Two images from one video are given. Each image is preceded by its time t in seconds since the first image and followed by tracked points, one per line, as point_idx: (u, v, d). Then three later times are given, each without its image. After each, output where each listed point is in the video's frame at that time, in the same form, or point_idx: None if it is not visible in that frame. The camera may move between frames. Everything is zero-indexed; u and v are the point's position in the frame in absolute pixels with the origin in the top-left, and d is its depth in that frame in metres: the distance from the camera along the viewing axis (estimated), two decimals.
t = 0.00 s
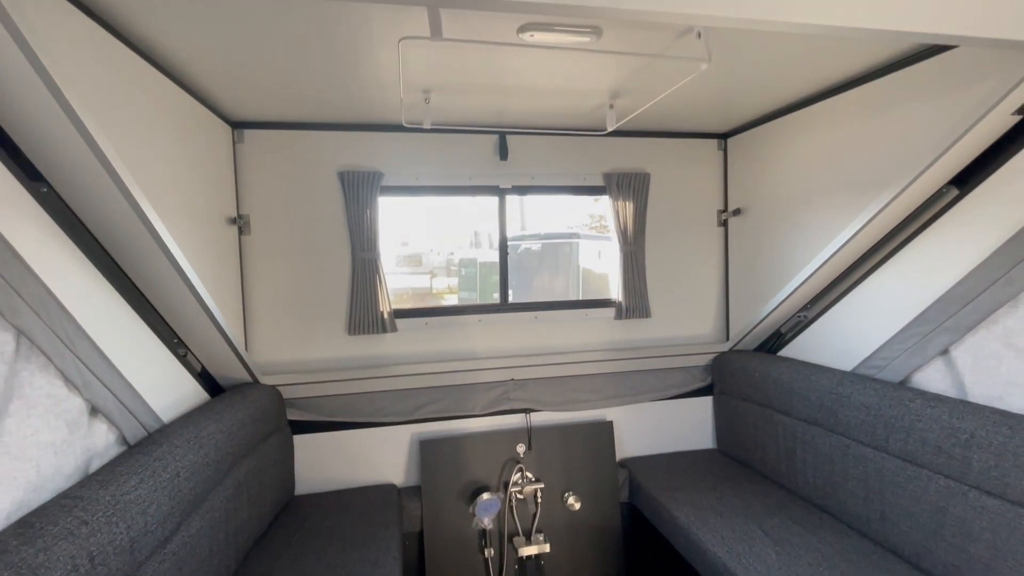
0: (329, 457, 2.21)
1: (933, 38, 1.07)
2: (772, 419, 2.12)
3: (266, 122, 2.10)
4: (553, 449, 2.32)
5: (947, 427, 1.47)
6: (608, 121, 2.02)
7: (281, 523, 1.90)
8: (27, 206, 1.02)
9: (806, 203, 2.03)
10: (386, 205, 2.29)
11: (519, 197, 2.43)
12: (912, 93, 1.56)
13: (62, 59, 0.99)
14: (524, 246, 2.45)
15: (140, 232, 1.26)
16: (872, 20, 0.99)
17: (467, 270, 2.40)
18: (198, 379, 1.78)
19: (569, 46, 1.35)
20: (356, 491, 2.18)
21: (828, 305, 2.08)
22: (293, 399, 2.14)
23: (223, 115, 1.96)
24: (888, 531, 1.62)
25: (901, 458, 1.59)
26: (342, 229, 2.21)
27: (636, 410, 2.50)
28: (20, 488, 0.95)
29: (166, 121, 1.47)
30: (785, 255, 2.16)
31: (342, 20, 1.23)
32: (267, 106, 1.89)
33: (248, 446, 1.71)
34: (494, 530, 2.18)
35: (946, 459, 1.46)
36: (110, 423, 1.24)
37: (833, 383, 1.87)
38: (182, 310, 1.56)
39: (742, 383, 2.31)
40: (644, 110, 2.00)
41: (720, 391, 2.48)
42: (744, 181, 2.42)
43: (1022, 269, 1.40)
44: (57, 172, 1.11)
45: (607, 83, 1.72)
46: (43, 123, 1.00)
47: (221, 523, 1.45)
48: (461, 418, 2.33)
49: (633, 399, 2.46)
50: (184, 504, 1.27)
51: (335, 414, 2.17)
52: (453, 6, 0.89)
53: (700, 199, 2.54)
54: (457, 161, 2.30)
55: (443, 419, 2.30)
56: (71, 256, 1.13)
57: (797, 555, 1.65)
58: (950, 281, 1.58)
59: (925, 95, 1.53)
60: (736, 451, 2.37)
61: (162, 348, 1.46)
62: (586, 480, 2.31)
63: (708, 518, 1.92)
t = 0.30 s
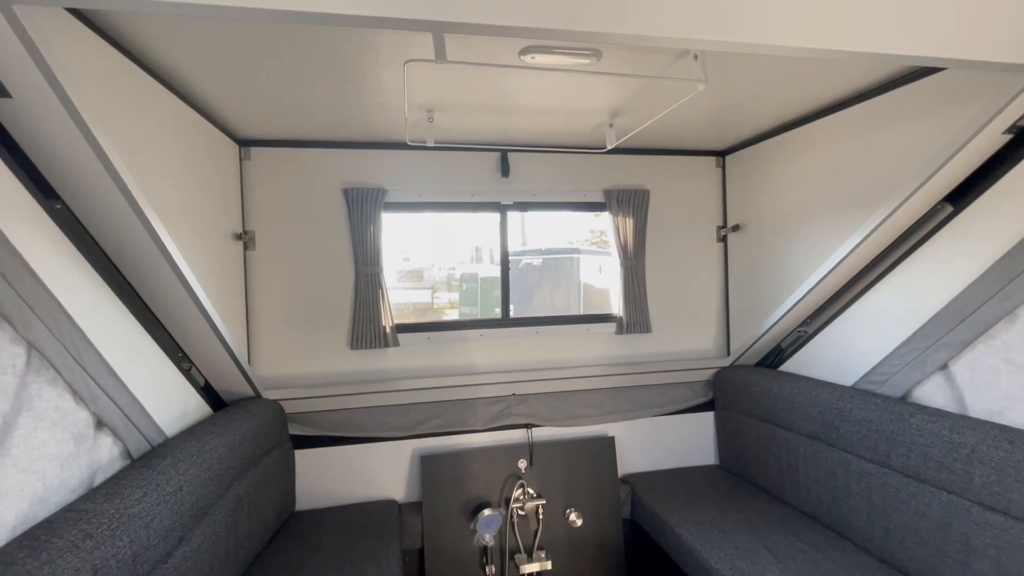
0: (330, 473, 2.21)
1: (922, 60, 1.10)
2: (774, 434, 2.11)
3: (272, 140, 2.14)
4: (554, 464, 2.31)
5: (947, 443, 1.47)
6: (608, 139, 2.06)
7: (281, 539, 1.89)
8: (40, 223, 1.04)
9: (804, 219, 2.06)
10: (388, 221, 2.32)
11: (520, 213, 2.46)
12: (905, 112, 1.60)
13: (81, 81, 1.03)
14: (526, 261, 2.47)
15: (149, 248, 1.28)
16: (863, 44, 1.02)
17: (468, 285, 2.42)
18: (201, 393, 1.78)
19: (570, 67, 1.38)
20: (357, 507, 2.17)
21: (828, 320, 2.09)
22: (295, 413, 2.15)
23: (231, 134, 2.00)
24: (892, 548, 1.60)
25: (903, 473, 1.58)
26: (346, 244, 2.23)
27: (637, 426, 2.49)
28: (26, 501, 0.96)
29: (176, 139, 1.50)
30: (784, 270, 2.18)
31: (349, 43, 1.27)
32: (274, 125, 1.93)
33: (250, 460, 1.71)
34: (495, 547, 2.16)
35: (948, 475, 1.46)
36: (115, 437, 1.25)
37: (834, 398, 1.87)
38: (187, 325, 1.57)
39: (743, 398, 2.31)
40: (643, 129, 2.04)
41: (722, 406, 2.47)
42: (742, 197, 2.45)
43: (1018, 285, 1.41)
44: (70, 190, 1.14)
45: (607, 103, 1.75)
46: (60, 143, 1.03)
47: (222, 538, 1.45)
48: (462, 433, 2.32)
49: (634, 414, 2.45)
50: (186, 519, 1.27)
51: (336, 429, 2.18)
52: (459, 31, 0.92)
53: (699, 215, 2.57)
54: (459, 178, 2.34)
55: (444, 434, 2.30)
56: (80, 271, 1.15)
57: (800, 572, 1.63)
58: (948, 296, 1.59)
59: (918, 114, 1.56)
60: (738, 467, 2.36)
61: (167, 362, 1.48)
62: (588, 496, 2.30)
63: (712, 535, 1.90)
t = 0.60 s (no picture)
0: (330, 482, 2.20)
1: (917, 71, 1.11)
2: (775, 443, 2.11)
3: (275, 150, 2.16)
4: (555, 474, 2.30)
5: (949, 451, 1.47)
6: (608, 150, 2.09)
7: (282, 547, 1.88)
8: (48, 231, 1.06)
9: (803, 228, 2.07)
10: (389, 231, 2.34)
11: (521, 222, 2.47)
12: (902, 122, 1.61)
13: (91, 92, 1.04)
14: (527, 271, 2.48)
15: (155, 257, 1.29)
16: (860, 55, 1.04)
17: (468, 294, 2.43)
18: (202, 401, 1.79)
19: (571, 79, 1.40)
20: (357, 516, 2.16)
21: (828, 329, 2.09)
22: (296, 421, 2.15)
23: (236, 143, 2.02)
24: (895, 558, 1.59)
25: (905, 482, 1.58)
26: (348, 253, 2.25)
27: (639, 435, 2.49)
28: (29, 506, 0.96)
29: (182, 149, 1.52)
30: (784, 279, 2.19)
31: (354, 55, 1.29)
32: (278, 135, 1.95)
33: (251, 468, 1.71)
34: (495, 556, 2.15)
35: (949, 483, 1.46)
36: (117, 444, 1.26)
37: (835, 406, 1.87)
38: (190, 332, 1.58)
39: (744, 407, 2.31)
40: (642, 139, 2.06)
41: (723, 415, 2.47)
42: (741, 207, 2.47)
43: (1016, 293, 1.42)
44: (78, 199, 1.15)
45: (608, 114, 1.77)
46: (72, 153, 1.05)
47: (223, 546, 1.45)
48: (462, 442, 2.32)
49: (635, 424, 2.45)
50: (186, 527, 1.26)
51: (337, 437, 2.17)
52: (463, 43, 0.94)
53: (699, 225, 2.58)
54: (461, 187, 2.35)
55: (445, 442, 2.30)
56: (87, 278, 1.16)
57: None
58: (947, 305, 1.60)
59: (914, 124, 1.57)
60: (740, 476, 2.35)
61: (169, 369, 1.48)
62: (589, 506, 2.29)
63: (714, 544, 1.89)
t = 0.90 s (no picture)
0: (330, 485, 2.20)
1: (916, 75, 1.12)
2: (776, 447, 2.11)
3: (277, 154, 2.17)
4: (556, 478, 2.30)
5: (951, 456, 1.47)
6: (608, 154, 2.09)
7: (281, 552, 1.87)
8: (50, 233, 1.06)
9: (803, 232, 2.07)
10: (390, 234, 2.34)
11: (521, 226, 2.48)
12: (902, 127, 1.62)
13: (95, 96, 1.05)
14: (527, 275, 2.49)
15: (157, 260, 1.30)
16: (859, 59, 1.04)
17: (469, 298, 2.43)
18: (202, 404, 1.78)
19: (571, 83, 1.41)
20: (357, 520, 2.16)
21: (829, 333, 2.09)
22: (296, 425, 2.15)
23: (238, 147, 2.03)
24: (898, 564, 1.58)
25: (907, 487, 1.57)
26: (349, 256, 2.25)
27: (638, 439, 2.49)
28: (29, 509, 0.96)
29: (185, 152, 1.53)
30: (784, 283, 2.19)
31: (356, 59, 1.30)
32: (279, 139, 1.96)
33: (252, 471, 1.71)
34: (495, 561, 2.14)
35: (951, 488, 1.45)
36: (118, 447, 1.25)
37: (837, 411, 1.87)
38: (192, 336, 1.58)
39: (745, 411, 2.31)
40: (642, 144, 2.07)
41: (723, 420, 2.47)
42: (741, 211, 2.47)
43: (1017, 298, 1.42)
44: (81, 202, 1.16)
45: (608, 118, 1.78)
46: (75, 156, 1.06)
47: (222, 550, 1.44)
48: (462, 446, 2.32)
49: (635, 427, 2.45)
50: (186, 530, 1.26)
51: (336, 440, 2.17)
52: (464, 46, 0.94)
53: (699, 229, 2.59)
54: (461, 191, 2.36)
55: (445, 446, 2.30)
56: (89, 281, 1.17)
57: None
58: (948, 309, 1.60)
59: (914, 129, 1.58)
60: (741, 481, 2.35)
61: (169, 372, 1.48)
62: (589, 510, 2.28)
63: (716, 549, 1.88)
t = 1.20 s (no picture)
0: (330, 484, 2.20)
1: (918, 73, 1.12)
2: (776, 446, 2.11)
3: (277, 153, 2.17)
4: (556, 477, 2.30)
5: (951, 455, 1.47)
6: (608, 153, 2.09)
7: (281, 550, 1.87)
8: (51, 231, 1.06)
9: (804, 231, 2.07)
10: (390, 232, 2.34)
11: (521, 225, 2.48)
12: (902, 126, 1.62)
13: (95, 95, 1.05)
14: (527, 274, 2.49)
15: (157, 258, 1.30)
16: (860, 58, 1.04)
17: (469, 297, 2.43)
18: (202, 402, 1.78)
19: (572, 81, 1.41)
20: (357, 518, 2.16)
21: (830, 332, 2.09)
22: (297, 423, 2.15)
23: (238, 146, 2.03)
24: (898, 563, 1.58)
25: (907, 486, 1.58)
26: (350, 254, 2.25)
27: (639, 438, 2.49)
28: (30, 507, 0.96)
29: (185, 150, 1.53)
30: (784, 282, 2.19)
31: (356, 57, 1.30)
32: (279, 137, 1.96)
33: (252, 469, 1.71)
34: (495, 560, 2.14)
35: (951, 486, 1.45)
36: (118, 445, 1.25)
37: (837, 410, 1.86)
38: (192, 334, 1.58)
39: (745, 410, 2.31)
40: (643, 142, 2.06)
41: (723, 419, 2.47)
42: (742, 210, 2.47)
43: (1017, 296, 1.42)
44: (81, 200, 1.16)
45: (608, 117, 1.77)
46: (75, 154, 1.06)
47: (222, 548, 1.44)
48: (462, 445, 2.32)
49: (635, 426, 2.44)
50: (186, 528, 1.26)
51: (337, 439, 2.17)
52: (465, 44, 0.94)
53: (699, 228, 2.59)
54: (461, 190, 2.36)
55: (445, 445, 2.30)
56: (89, 279, 1.17)
57: None
58: (948, 308, 1.60)
59: (915, 128, 1.57)
60: (741, 480, 2.35)
61: (169, 370, 1.48)
62: (589, 509, 2.28)
63: (715, 548, 1.88)
